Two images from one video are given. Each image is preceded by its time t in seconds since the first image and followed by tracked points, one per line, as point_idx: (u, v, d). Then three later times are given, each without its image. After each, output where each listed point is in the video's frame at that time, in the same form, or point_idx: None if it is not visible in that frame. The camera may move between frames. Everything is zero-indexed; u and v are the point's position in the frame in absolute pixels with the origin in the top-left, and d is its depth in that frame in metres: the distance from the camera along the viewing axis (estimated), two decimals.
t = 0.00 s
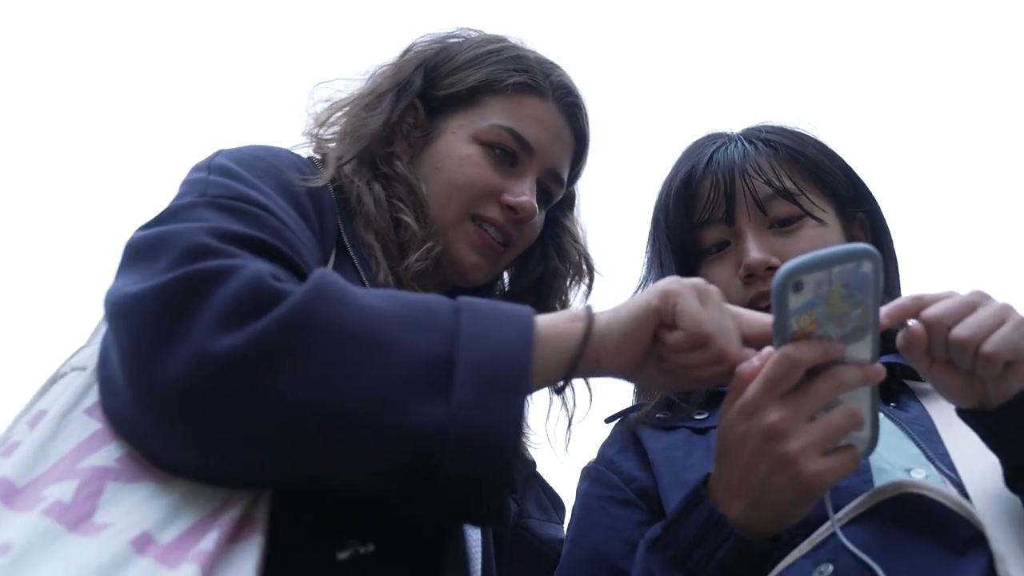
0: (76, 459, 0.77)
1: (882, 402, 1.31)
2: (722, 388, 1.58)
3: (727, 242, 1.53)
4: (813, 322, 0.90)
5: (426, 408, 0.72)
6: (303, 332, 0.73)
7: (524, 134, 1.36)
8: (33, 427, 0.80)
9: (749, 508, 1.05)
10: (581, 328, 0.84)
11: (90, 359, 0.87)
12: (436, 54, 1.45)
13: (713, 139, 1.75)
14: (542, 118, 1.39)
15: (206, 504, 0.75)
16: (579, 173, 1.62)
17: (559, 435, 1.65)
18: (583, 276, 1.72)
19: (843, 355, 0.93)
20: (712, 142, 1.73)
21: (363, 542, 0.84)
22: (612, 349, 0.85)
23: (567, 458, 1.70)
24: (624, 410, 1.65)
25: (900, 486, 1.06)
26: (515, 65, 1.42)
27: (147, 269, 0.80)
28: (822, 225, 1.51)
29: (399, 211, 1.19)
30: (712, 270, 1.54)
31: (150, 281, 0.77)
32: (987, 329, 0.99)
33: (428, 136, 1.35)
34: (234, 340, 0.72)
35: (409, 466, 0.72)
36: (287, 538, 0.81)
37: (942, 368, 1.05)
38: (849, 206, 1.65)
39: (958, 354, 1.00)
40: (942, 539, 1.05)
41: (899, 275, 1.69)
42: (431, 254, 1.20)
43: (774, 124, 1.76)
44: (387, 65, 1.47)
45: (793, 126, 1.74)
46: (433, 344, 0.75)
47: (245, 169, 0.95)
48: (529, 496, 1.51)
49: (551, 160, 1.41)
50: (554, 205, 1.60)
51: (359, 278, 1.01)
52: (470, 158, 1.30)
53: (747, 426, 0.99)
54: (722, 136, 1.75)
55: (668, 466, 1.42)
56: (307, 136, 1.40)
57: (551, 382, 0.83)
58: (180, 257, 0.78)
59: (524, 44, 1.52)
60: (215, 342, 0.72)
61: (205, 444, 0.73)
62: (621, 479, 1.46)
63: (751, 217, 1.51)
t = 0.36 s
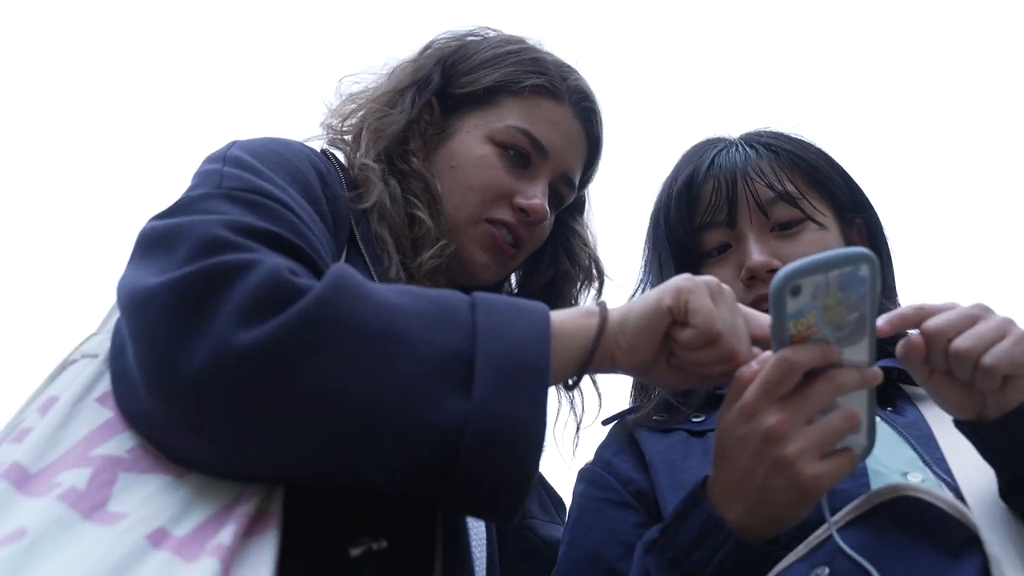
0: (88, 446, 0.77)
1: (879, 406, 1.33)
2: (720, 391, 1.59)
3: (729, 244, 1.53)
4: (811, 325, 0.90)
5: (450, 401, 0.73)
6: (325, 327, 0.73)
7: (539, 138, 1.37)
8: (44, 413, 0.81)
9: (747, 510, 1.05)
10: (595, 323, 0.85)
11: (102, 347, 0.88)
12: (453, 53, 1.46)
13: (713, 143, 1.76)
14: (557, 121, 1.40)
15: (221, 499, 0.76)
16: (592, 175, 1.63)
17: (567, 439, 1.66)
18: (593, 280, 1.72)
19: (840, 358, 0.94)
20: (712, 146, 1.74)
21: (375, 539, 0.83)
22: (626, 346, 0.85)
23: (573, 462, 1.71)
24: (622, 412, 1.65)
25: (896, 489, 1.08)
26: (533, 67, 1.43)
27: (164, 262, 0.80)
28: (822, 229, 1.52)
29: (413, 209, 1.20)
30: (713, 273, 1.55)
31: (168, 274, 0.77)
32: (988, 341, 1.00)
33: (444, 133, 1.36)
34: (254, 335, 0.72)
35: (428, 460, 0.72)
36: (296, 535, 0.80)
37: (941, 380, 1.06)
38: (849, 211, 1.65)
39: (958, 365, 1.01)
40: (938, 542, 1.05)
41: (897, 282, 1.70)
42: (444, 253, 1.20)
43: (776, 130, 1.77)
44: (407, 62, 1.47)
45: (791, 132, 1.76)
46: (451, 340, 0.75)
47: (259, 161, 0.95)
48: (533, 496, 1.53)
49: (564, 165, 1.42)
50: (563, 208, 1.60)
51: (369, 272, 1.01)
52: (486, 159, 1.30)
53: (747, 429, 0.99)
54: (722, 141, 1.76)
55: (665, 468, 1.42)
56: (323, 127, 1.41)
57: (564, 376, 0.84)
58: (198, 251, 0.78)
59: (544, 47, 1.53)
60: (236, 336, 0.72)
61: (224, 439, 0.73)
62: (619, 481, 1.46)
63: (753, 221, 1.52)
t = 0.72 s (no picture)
0: (85, 450, 0.77)
1: (881, 410, 1.32)
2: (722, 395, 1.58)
3: (733, 246, 1.53)
4: (812, 330, 0.90)
5: (443, 406, 0.72)
6: (319, 331, 0.73)
7: (538, 141, 1.36)
8: (43, 417, 0.81)
9: (748, 516, 1.05)
10: (588, 324, 0.85)
11: (100, 349, 0.87)
12: (455, 54, 1.46)
13: (715, 147, 1.76)
14: (556, 125, 1.40)
15: (217, 503, 0.75)
16: (591, 178, 1.63)
17: (565, 438, 1.65)
18: (593, 280, 1.72)
19: (840, 363, 0.94)
20: (714, 150, 1.74)
21: (372, 542, 0.83)
22: (621, 349, 0.85)
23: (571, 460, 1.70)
24: (623, 417, 1.65)
25: (898, 495, 1.07)
26: (534, 70, 1.43)
27: (159, 266, 0.80)
28: (827, 231, 1.53)
29: (413, 211, 1.20)
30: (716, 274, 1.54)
31: (163, 279, 0.77)
32: (985, 348, 1.00)
33: (443, 135, 1.36)
34: (248, 340, 0.72)
35: (421, 465, 0.72)
36: (295, 538, 0.80)
37: (937, 390, 1.05)
38: (849, 214, 1.65)
39: (956, 371, 1.01)
40: (940, 546, 1.05)
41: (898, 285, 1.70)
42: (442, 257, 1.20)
43: (776, 133, 1.77)
44: (408, 63, 1.48)
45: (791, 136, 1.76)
46: (445, 344, 0.75)
47: (256, 163, 0.95)
48: (533, 495, 1.52)
49: (563, 169, 1.41)
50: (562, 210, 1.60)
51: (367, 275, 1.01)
52: (483, 162, 1.30)
53: (747, 435, 0.99)
54: (723, 145, 1.76)
55: (667, 473, 1.42)
56: (324, 128, 1.41)
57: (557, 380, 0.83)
58: (193, 255, 0.78)
59: (545, 49, 1.53)
60: (230, 342, 0.72)
61: (219, 443, 0.73)
62: (620, 486, 1.46)
63: (757, 223, 1.52)
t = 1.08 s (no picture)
0: (74, 459, 0.77)
1: (884, 413, 1.31)
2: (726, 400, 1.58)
3: (735, 246, 1.52)
4: (810, 335, 0.90)
5: (429, 419, 0.72)
6: (304, 344, 0.72)
7: (526, 143, 1.36)
8: (32, 424, 0.81)
9: (747, 520, 1.05)
10: (571, 336, 0.85)
11: (90, 358, 0.87)
12: (442, 57, 1.46)
13: (708, 154, 1.76)
14: (543, 126, 1.40)
15: (205, 513, 0.75)
16: (581, 180, 1.63)
17: (557, 441, 1.65)
18: (585, 281, 1.71)
19: (839, 367, 0.93)
20: (710, 155, 1.74)
21: (360, 551, 0.84)
22: (606, 359, 0.85)
23: (564, 463, 1.70)
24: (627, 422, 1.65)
25: (900, 500, 1.05)
26: (520, 72, 1.43)
27: (143, 277, 0.80)
28: (827, 228, 1.52)
29: (402, 215, 1.20)
30: (718, 275, 1.53)
31: (149, 290, 0.77)
32: (989, 364, 0.98)
33: (432, 139, 1.36)
34: (236, 354, 0.71)
35: (408, 477, 0.72)
36: (291, 544, 0.80)
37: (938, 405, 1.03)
38: (852, 215, 1.65)
39: (959, 388, 0.99)
40: (942, 550, 1.04)
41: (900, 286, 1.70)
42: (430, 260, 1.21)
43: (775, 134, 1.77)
44: (395, 67, 1.48)
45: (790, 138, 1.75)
46: (431, 356, 0.75)
47: (243, 171, 0.95)
48: (524, 499, 1.50)
49: (551, 170, 1.41)
50: (553, 211, 1.59)
51: (358, 284, 1.01)
52: (471, 166, 1.30)
53: (745, 439, 0.98)
54: (719, 149, 1.76)
55: (670, 478, 1.41)
56: (311, 134, 1.41)
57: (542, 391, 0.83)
58: (178, 266, 0.78)
59: (531, 50, 1.52)
60: (217, 355, 0.72)
61: (208, 453, 0.73)
62: (623, 491, 1.45)
63: (758, 221, 1.52)
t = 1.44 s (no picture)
0: (48, 456, 0.77)
1: (887, 416, 1.30)
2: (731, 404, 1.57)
3: (740, 253, 1.52)
4: (808, 335, 0.89)
5: (351, 450, 0.72)
6: (228, 368, 0.73)
7: (521, 139, 1.36)
8: (18, 423, 0.81)
9: (750, 521, 1.03)
10: (507, 383, 0.83)
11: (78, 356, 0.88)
12: (432, 58, 1.47)
13: (719, 155, 1.75)
14: (538, 122, 1.40)
15: (165, 524, 0.76)
16: (576, 172, 1.62)
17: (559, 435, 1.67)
18: (585, 276, 1.73)
19: (838, 367, 0.92)
20: (720, 156, 1.73)
21: (345, 559, 0.83)
22: (542, 409, 0.84)
23: (570, 462, 1.69)
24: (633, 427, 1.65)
25: (903, 502, 1.05)
26: (510, 68, 1.43)
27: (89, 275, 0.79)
28: (834, 234, 1.50)
29: (396, 216, 1.21)
30: (723, 282, 1.53)
31: (93, 293, 0.77)
32: (995, 385, 0.96)
33: (426, 140, 1.36)
34: (167, 367, 0.72)
35: (330, 503, 0.72)
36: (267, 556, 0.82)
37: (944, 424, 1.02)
38: (858, 218, 1.64)
39: (963, 407, 0.97)
40: (945, 554, 1.03)
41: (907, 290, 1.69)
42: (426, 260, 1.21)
43: (780, 137, 1.76)
44: (384, 70, 1.50)
45: (797, 140, 1.74)
46: (362, 386, 0.75)
47: (228, 176, 0.95)
48: (524, 502, 1.49)
49: (548, 165, 1.41)
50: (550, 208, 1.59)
51: (343, 284, 1.00)
52: (468, 164, 1.30)
53: (744, 439, 0.97)
54: (726, 152, 1.75)
55: (673, 482, 1.40)
56: (303, 140, 1.41)
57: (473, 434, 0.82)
58: (124, 268, 0.78)
59: (521, 48, 1.52)
60: (146, 368, 0.72)
61: (138, 465, 0.74)
62: (629, 494, 1.44)
63: (764, 228, 1.50)
